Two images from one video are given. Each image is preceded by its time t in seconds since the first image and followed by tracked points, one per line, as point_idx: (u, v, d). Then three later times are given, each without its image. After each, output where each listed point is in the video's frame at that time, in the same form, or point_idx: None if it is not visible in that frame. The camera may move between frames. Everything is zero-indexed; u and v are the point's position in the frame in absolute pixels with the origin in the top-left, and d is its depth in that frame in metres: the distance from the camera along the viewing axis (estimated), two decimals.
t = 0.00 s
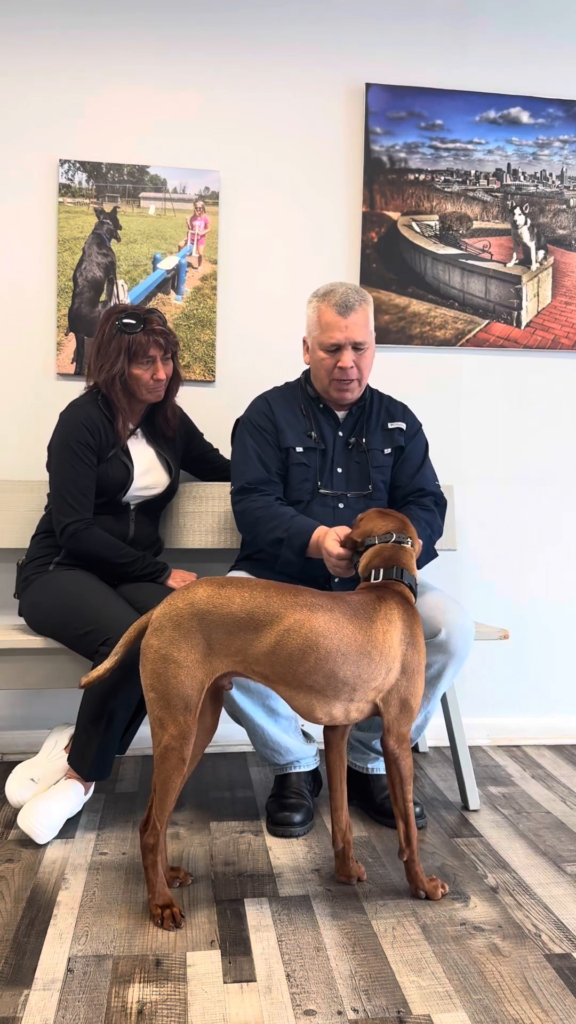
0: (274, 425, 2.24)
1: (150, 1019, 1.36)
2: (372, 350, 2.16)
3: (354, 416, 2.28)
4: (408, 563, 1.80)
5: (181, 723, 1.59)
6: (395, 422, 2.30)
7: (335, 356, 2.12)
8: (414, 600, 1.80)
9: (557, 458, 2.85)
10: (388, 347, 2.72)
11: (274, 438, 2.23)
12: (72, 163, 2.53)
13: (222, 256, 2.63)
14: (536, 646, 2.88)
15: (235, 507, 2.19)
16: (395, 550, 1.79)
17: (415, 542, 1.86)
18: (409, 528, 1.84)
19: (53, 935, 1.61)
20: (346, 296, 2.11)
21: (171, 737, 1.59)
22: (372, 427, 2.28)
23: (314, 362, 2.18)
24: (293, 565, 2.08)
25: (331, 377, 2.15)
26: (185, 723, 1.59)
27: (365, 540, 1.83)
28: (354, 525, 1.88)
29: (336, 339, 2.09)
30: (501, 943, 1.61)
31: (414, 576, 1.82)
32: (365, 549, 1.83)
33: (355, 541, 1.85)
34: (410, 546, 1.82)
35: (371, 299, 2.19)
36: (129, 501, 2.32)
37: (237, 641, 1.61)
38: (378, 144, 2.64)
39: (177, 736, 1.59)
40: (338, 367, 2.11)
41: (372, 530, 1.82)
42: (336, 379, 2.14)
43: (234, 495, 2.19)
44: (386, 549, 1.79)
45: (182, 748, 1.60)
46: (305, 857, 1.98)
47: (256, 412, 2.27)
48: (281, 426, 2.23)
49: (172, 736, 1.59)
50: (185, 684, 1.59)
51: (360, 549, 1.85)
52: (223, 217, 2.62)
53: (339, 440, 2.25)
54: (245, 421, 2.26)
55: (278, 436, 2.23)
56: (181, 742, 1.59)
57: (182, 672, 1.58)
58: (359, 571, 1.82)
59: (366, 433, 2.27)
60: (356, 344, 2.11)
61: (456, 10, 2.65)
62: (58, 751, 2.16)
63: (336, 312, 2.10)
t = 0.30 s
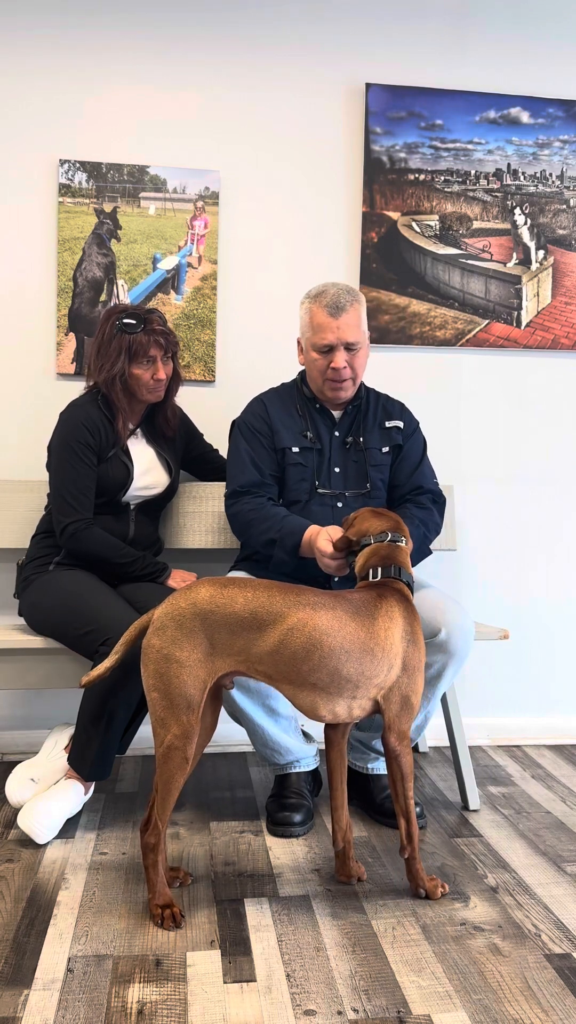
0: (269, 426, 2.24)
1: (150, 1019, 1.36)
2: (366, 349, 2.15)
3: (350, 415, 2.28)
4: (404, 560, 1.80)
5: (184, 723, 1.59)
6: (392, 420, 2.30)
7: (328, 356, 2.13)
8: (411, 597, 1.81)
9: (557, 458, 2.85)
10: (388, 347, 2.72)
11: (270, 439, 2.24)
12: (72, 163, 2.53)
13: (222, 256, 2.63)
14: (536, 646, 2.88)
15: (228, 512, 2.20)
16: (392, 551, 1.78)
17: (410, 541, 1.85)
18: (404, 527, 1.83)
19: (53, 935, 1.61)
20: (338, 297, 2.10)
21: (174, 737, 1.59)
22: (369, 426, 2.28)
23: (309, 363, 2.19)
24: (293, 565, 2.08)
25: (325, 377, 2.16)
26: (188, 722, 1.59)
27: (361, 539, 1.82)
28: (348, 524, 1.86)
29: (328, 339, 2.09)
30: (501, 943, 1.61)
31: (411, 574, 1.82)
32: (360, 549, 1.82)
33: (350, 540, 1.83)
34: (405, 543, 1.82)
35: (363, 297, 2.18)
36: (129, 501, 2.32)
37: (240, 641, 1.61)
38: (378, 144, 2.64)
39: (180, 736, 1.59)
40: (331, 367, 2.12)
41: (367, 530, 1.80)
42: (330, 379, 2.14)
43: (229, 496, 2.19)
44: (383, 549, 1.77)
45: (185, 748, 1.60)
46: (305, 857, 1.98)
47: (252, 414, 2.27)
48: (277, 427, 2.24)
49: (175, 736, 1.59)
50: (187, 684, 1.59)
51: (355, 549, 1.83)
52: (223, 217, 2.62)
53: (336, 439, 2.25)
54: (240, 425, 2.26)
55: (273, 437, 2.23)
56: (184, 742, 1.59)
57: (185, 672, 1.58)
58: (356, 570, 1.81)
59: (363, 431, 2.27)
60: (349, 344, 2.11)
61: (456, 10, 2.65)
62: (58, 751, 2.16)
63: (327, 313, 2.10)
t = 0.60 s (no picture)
0: (263, 427, 2.25)
1: (150, 1019, 1.36)
2: (356, 347, 2.16)
3: (344, 414, 2.28)
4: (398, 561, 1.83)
5: (186, 723, 1.59)
6: (388, 419, 2.30)
7: (317, 356, 2.13)
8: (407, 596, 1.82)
9: (556, 458, 2.85)
10: (388, 347, 2.72)
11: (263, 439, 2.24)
12: (72, 163, 2.53)
13: (222, 256, 2.63)
14: (536, 646, 2.88)
15: (222, 512, 2.21)
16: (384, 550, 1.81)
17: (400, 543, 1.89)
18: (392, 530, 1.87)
19: (53, 935, 1.61)
20: (326, 296, 2.11)
21: (176, 736, 1.59)
22: (364, 425, 2.28)
23: (299, 363, 2.19)
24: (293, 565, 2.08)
25: (316, 377, 2.16)
26: (190, 722, 1.59)
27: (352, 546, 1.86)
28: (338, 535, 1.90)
29: (317, 339, 2.10)
30: (501, 943, 1.61)
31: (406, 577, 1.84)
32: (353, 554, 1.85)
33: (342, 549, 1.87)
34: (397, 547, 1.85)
35: (351, 293, 2.19)
36: (129, 501, 2.32)
37: (242, 640, 1.61)
38: (378, 144, 2.64)
39: (183, 736, 1.59)
40: (321, 366, 2.12)
41: (357, 535, 1.85)
42: (320, 378, 2.14)
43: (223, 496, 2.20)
44: (375, 549, 1.80)
45: (188, 748, 1.59)
46: (305, 857, 1.98)
47: (245, 417, 2.27)
48: (270, 428, 2.24)
49: (177, 736, 1.59)
50: (190, 684, 1.58)
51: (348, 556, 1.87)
52: (223, 216, 2.62)
53: (331, 438, 2.25)
54: (234, 427, 2.28)
55: (266, 438, 2.24)
56: (187, 742, 1.59)
57: (187, 671, 1.58)
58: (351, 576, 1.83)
59: (357, 430, 2.27)
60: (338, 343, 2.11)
61: (456, 9, 2.65)
62: (58, 751, 2.16)
63: (316, 313, 2.11)
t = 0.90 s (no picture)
0: (246, 431, 2.26)
1: (150, 1019, 1.36)
2: (339, 343, 2.19)
3: (332, 413, 2.29)
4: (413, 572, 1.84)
5: (184, 721, 1.59)
6: (379, 418, 2.30)
7: (302, 354, 2.16)
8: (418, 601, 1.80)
9: (556, 458, 2.85)
10: (388, 347, 2.72)
11: (249, 440, 2.26)
12: (72, 163, 2.52)
13: (222, 256, 2.63)
14: (536, 646, 2.88)
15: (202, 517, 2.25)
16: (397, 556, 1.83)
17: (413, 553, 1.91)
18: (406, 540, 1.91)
19: (53, 935, 1.61)
20: (308, 292, 2.15)
21: (175, 735, 1.59)
22: (355, 423, 2.29)
23: (285, 361, 2.22)
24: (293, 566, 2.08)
25: (301, 373, 2.19)
26: (189, 721, 1.59)
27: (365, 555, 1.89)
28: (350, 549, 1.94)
29: (300, 332, 2.13)
30: (501, 943, 1.61)
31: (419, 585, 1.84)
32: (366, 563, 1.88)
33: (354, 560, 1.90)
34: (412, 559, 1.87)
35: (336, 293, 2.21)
36: (130, 501, 2.32)
37: (243, 638, 1.62)
38: (378, 144, 2.64)
39: (181, 734, 1.59)
40: (305, 361, 2.14)
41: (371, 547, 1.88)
42: (305, 373, 2.17)
43: (210, 496, 2.24)
44: (387, 555, 1.83)
45: (186, 747, 1.59)
46: (305, 857, 1.98)
47: (231, 421, 2.30)
48: (254, 430, 2.25)
49: (175, 735, 1.59)
50: (189, 682, 1.58)
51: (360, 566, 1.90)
52: (223, 216, 2.62)
53: (320, 437, 2.26)
54: (219, 432, 2.31)
55: (251, 439, 2.25)
56: (185, 741, 1.59)
57: (186, 669, 1.58)
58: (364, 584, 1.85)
59: (347, 428, 2.28)
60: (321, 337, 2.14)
61: (456, 9, 2.65)
62: (58, 751, 2.16)
63: (298, 307, 2.14)
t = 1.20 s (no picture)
0: (235, 431, 2.28)
1: (150, 1019, 1.36)
2: (321, 343, 2.22)
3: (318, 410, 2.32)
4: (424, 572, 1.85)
5: (183, 722, 1.59)
6: (364, 412, 2.34)
7: (285, 355, 2.19)
8: (428, 602, 1.80)
9: (556, 458, 2.85)
10: (388, 347, 2.73)
11: (236, 440, 2.28)
12: (72, 163, 2.52)
13: (222, 256, 2.63)
14: (536, 646, 2.88)
15: (199, 513, 2.27)
16: (408, 557, 1.84)
17: (427, 552, 1.92)
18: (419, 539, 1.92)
19: (53, 935, 1.61)
20: (288, 294, 2.20)
21: (173, 735, 1.59)
22: (340, 418, 2.31)
23: (271, 365, 2.26)
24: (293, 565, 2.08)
25: (286, 374, 2.21)
26: (187, 721, 1.59)
27: (375, 554, 1.91)
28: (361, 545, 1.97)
29: (283, 332, 2.17)
30: (501, 943, 1.61)
31: (430, 585, 1.84)
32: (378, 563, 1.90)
33: (364, 557, 1.93)
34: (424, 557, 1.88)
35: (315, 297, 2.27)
36: (129, 501, 2.32)
37: (245, 642, 1.62)
38: (378, 144, 2.64)
39: (180, 735, 1.59)
40: (289, 361, 2.17)
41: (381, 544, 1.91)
42: (290, 374, 2.19)
43: (203, 495, 2.26)
44: (397, 555, 1.86)
45: (184, 748, 1.59)
46: (305, 857, 1.98)
47: (220, 424, 2.32)
48: (242, 431, 2.27)
49: (174, 735, 1.59)
50: (189, 683, 1.58)
51: (372, 565, 1.92)
52: (223, 216, 2.62)
53: (307, 433, 2.28)
54: (210, 435, 2.33)
55: (239, 440, 2.27)
56: (183, 742, 1.59)
57: (186, 670, 1.58)
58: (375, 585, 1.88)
59: (333, 423, 2.30)
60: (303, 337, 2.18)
61: (456, 9, 2.65)
62: (58, 751, 2.16)
63: (280, 309, 2.19)
